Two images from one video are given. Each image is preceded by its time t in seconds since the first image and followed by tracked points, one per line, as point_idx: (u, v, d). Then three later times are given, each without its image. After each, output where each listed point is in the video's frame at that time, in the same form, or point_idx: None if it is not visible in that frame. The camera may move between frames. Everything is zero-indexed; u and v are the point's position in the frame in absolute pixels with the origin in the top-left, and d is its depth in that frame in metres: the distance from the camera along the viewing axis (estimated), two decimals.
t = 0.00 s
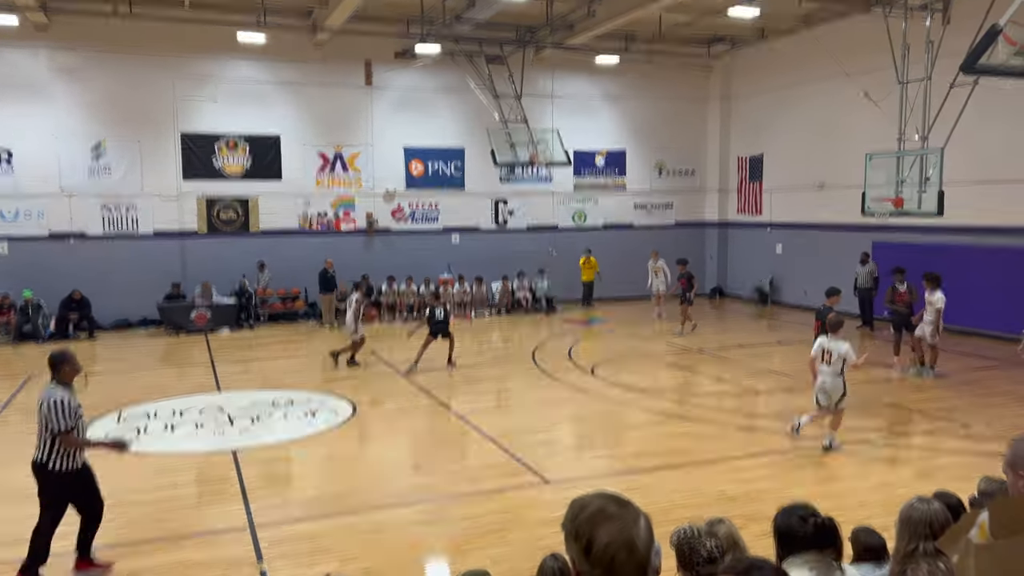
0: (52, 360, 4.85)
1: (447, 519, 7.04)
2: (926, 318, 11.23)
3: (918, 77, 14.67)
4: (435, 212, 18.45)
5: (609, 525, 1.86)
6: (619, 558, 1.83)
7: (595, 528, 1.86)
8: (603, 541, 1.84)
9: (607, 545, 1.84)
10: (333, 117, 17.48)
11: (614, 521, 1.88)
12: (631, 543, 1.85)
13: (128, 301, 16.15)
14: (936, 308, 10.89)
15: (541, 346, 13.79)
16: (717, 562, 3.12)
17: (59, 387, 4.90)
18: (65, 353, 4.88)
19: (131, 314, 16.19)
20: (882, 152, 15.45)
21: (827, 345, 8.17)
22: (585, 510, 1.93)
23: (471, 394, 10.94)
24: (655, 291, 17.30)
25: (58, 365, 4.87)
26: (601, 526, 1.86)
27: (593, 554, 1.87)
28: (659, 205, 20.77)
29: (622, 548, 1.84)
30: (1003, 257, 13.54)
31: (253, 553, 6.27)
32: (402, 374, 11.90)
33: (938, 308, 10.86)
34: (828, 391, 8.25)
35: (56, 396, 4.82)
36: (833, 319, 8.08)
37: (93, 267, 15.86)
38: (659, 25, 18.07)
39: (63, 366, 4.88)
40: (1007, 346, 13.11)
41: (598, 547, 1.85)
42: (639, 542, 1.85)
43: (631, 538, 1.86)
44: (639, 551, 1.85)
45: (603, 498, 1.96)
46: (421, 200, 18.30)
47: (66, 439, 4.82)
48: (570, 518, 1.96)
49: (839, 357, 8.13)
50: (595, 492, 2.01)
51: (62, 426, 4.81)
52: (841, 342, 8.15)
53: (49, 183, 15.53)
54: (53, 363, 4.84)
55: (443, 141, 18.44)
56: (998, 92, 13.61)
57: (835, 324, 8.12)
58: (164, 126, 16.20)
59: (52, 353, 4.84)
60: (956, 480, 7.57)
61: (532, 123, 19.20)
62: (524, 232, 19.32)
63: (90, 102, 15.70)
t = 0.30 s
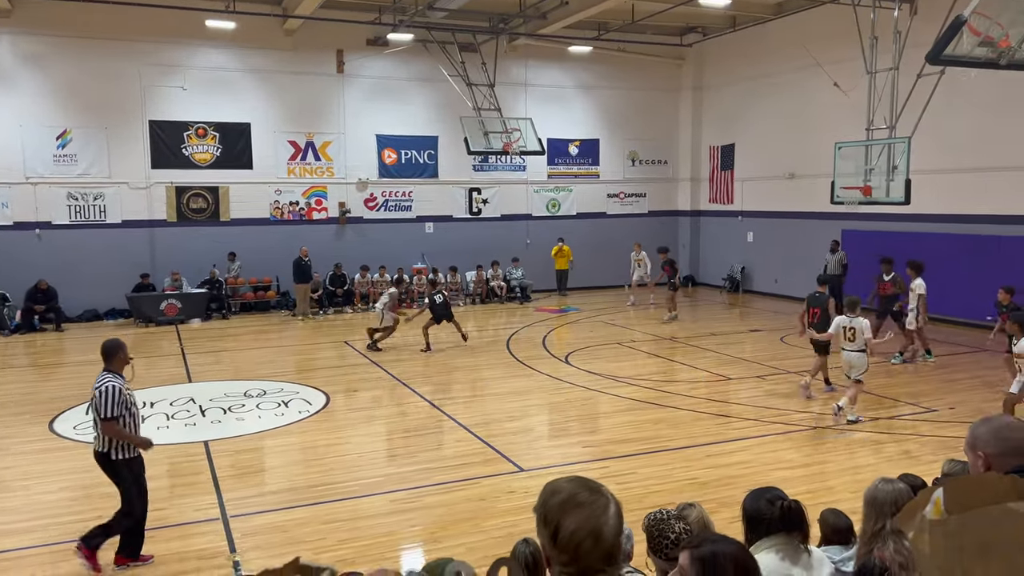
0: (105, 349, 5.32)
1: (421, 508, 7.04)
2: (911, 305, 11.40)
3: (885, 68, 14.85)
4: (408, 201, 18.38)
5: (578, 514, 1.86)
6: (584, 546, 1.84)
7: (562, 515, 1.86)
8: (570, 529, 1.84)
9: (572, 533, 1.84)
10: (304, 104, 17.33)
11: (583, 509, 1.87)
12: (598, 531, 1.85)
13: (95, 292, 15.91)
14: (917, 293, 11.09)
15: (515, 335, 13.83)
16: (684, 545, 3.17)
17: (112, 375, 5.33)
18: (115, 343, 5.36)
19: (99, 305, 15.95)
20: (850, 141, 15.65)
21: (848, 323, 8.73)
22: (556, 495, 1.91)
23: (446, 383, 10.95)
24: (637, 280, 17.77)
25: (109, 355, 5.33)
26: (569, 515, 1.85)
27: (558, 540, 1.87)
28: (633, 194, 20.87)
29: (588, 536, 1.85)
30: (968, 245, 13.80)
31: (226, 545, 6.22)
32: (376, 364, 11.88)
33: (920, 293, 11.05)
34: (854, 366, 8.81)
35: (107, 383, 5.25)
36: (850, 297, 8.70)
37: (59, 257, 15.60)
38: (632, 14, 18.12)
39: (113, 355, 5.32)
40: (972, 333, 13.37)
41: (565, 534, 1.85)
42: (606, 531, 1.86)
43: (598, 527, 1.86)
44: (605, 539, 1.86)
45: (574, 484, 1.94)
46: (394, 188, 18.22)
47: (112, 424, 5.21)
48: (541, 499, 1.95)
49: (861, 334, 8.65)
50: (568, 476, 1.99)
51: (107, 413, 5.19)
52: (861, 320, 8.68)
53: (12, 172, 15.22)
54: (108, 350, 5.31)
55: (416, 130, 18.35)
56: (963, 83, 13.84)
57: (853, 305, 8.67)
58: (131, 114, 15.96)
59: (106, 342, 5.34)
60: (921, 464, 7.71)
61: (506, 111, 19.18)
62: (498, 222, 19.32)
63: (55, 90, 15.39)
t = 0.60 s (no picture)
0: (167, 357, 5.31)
1: (403, 515, 7.00)
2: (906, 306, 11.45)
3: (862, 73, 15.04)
4: (389, 207, 18.34)
5: (551, 523, 1.85)
6: (556, 556, 1.83)
7: (538, 523, 1.86)
8: (542, 538, 1.84)
9: (546, 542, 1.84)
10: (284, 110, 17.26)
11: (557, 518, 1.86)
12: (570, 542, 1.84)
13: (72, 299, 15.72)
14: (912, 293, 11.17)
15: (498, 340, 13.84)
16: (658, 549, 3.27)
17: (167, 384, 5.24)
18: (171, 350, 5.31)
19: (76, 313, 15.76)
20: (828, 146, 15.83)
21: (871, 321, 8.81)
22: (536, 502, 1.92)
23: (428, 389, 10.91)
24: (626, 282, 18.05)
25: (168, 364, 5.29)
26: (543, 524, 1.85)
27: (533, 548, 1.87)
28: (614, 199, 20.97)
29: (560, 546, 1.83)
30: (943, 248, 14.00)
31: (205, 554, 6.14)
32: (357, 371, 11.83)
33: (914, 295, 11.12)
34: (878, 363, 8.93)
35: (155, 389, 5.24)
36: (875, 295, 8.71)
37: (36, 264, 15.40)
38: (612, 20, 18.24)
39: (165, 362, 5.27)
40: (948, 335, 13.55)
41: (539, 543, 1.85)
42: (580, 541, 1.84)
43: (571, 537, 1.84)
44: (579, 550, 1.84)
45: (555, 492, 1.94)
46: (375, 194, 18.18)
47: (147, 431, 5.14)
48: (523, 506, 1.96)
49: (884, 331, 8.72)
50: (551, 483, 1.99)
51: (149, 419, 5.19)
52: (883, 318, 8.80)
53: None
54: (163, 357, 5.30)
55: (396, 135, 18.33)
56: (937, 89, 14.06)
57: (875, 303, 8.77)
58: (109, 120, 15.81)
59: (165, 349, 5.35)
60: (900, 465, 7.79)
61: (487, 116, 19.21)
62: (479, 227, 19.33)
63: (31, 95, 15.21)
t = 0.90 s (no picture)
0: (203, 355, 5.02)
1: (377, 525, 6.94)
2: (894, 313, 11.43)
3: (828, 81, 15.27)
4: (361, 213, 18.25)
5: (518, 530, 1.82)
6: (522, 564, 1.80)
7: (504, 531, 1.83)
8: (508, 546, 1.81)
9: (512, 550, 1.81)
10: (254, 117, 17.13)
11: (524, 525, 1.83)
12: (536, 550, 1.81)
13: (36, 308, 15.41)
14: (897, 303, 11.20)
15: (471, 347, 13.81)
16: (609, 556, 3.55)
17: (210, 383, 5.05)
18: (215, 349, 5.05)
19: (40, 322, 15.45)
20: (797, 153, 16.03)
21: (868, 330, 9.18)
22: (505, 508, 1.90)
23: (401, 397, 10.85)
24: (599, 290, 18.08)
25: (207, 362, 5.04)
26: (510, 530, 1.83)
27: (500, 556, 1.84)
28: (587, 206, 21.06)
29: (526, 554, 1.80)
30: (908, 253, 14.26)
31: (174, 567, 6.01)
32: (329, 379, 11.73)
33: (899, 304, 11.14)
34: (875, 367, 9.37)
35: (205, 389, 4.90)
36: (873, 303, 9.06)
37: None
38: (584, 28, 18.37)
39: (213, 362, 5.03)
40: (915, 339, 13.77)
41: (505, 550, 1.82)
42: (545, 550, 1.80)
43: (538, 545, 1.81)
44: (544, 559, 1.80)
45: (525, 498, 1.91)
46: (346, 201, 18.09)
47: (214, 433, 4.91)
48: (491, 513, 1.93)
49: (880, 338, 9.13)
50: (520, 490, 1.97)
51: (205, 422, 4.91)
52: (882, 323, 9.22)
53: None
54: (204, 358, 5.00)
55: (368, 142, 18.27)
56: (901, 97, 14.33)
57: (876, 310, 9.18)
58: (75, 126, 15.57)
59: (203, 349, 5.01)
60: (870, 468, 7.88)
61: (459, 123, 19.21)
62: (453, 234, 19.30)
63: None
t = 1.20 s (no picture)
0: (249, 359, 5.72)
1: (355, 532, 6.88)
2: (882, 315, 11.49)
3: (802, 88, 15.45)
4: (338, 219, 18.18)
5: (487, 536, 1.81)
6: (491, 569, 1.79)
7: (474, 536, 1.83)
8: (478, 552, 1.81)
9: (482, 555, 1.81)
10: (229, 123, 17.01)
11: (494, 530, 1.82)
12: (506, 555, 1.80)
13: (6, 317, 15.18)
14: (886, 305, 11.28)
15: (450, 353, 13.79)
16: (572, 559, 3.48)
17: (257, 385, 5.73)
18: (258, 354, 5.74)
19: (10, 332, 15.20)
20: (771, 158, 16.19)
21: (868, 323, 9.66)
22: (476, 513, 1.89)
23: (378, 404, 10.81)
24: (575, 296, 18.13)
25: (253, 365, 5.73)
26: (480, 535, 1.82)
27: (470, 561, 1.84)
28: (564, 211, 21.12)
29: (495, 560, 1.79)
30: (882, 257, 14.45)
31: None
32: (306, 386, 11.66)
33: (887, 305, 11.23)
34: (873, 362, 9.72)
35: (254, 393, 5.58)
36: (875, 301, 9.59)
37: None
38: (560, 34, 18.48)
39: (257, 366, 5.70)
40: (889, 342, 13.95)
41: (475, 556, 1.82)
42: (515, 555, 1.80)
43: (507, 551, 1.80)
44: (514, 563, 1.80)
45: (498, 502, 1.90)
46: (323, 207, 18.01)
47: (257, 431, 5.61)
48: (464, 517, 1.93)
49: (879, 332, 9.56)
50: (494, 494, 1.96)
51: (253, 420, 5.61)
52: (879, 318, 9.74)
53: None
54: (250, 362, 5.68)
55: (345, 148, 18.22)
56: (872, 104, 14.54)
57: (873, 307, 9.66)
58: (46, 133, 15.38)
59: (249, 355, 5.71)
60: (846, 470, 7.96)
61: (436, 129, 19.21)
62: (430, 240, 19.27)
63: None
